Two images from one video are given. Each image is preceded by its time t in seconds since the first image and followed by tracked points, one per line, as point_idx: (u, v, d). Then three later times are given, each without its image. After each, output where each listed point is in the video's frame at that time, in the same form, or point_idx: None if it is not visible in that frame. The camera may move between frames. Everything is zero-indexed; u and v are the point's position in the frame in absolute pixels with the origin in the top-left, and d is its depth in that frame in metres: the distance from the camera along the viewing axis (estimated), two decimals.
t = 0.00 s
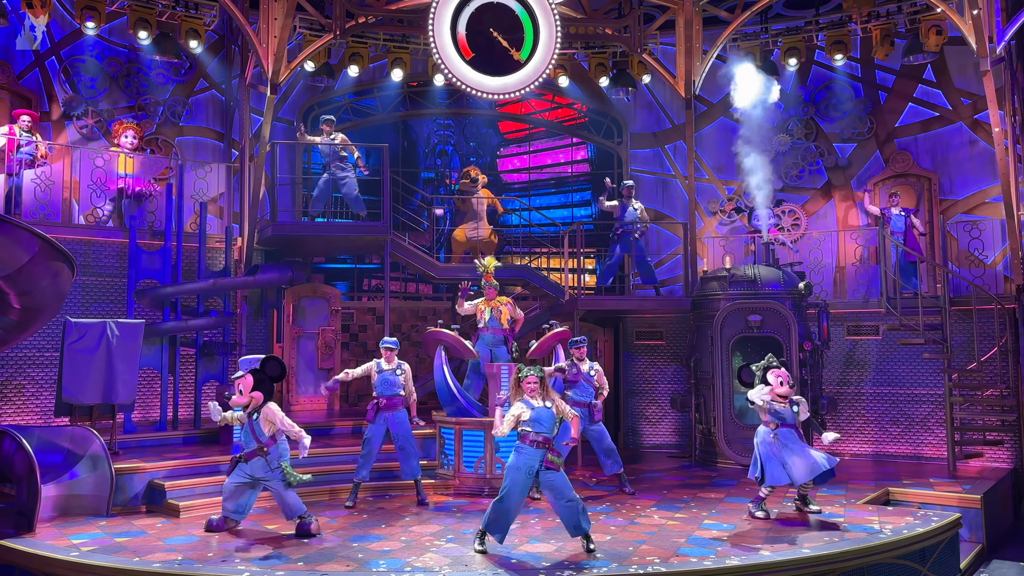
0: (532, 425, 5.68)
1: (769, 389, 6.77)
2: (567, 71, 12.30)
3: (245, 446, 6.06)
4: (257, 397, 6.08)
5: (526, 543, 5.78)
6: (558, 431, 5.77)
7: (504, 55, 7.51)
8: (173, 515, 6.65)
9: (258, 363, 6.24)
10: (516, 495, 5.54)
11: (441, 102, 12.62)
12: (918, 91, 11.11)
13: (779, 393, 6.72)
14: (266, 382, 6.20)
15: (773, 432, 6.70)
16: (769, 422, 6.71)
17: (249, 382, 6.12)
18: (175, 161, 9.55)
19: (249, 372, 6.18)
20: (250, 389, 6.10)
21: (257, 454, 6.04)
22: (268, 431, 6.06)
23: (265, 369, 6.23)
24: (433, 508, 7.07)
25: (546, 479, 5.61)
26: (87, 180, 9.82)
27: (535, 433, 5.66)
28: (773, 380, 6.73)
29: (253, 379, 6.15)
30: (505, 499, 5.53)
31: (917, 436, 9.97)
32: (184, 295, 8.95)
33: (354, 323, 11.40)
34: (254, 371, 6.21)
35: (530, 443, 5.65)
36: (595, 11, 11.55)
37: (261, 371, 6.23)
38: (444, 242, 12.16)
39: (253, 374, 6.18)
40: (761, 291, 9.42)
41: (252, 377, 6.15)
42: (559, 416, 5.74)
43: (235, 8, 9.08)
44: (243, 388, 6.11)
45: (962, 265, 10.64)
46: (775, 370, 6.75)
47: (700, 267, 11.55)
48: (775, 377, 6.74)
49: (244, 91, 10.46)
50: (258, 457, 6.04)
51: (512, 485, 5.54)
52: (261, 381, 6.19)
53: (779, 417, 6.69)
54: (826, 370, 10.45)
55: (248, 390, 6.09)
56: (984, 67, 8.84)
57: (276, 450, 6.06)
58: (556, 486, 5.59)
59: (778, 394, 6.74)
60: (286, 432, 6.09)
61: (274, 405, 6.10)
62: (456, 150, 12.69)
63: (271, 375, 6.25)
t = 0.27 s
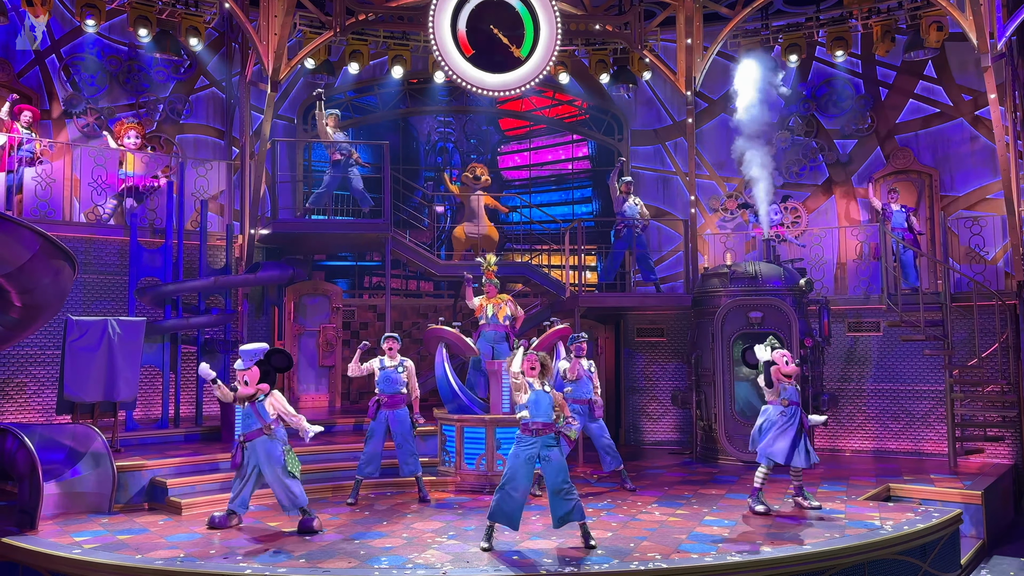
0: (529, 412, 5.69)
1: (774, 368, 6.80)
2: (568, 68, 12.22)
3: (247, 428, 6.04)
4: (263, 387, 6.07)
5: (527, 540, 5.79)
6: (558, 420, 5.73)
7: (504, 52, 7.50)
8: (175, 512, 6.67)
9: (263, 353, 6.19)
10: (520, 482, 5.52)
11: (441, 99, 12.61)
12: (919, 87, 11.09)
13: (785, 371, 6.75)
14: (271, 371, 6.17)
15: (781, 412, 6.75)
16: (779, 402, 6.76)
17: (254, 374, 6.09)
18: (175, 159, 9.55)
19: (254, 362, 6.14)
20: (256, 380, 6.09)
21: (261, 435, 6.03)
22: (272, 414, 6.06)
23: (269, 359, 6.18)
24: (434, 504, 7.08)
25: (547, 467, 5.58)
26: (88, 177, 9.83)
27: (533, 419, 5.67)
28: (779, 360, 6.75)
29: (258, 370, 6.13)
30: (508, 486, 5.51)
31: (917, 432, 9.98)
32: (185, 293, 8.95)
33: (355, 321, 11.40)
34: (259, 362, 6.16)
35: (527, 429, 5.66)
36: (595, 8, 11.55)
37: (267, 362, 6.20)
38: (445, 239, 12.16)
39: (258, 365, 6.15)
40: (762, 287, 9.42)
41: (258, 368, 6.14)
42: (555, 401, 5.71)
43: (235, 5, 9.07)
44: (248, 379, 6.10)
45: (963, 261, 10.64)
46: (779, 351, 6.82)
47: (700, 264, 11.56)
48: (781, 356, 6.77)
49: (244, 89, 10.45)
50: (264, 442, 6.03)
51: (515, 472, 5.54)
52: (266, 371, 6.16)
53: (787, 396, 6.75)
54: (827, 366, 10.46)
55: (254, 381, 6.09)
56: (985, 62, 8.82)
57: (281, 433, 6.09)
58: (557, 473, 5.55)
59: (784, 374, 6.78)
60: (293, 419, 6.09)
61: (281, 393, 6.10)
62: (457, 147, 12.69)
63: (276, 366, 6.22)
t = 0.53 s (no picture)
0: (530, 409, 5.69)
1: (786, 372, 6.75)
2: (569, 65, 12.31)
3: (252, 426, 6.02)
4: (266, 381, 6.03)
5: (528, 536, 5.79)
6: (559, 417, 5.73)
7: (504, 48, 7.49)
8: (176, 510, 6.67)
9: (264, 348, 6.18)
10: (522, 478, 5.53)
11: (441, 96, 12.59)
12: (920, 82, 11.07)
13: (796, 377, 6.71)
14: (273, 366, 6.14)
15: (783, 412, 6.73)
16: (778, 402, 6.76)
17: (255, 369, 6.07)
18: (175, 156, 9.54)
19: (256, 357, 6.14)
20: (258, 374, 6.05)
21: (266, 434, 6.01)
22: (278, 411, 6.05)
23: (271, 353, 6.16)
24: (436, 501, 7.08)
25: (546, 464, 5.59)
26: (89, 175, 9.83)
27: (533, 417, 5.66)
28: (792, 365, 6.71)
29: (259, 365, 6.11)
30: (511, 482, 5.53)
31: (918, 428, 9.98)
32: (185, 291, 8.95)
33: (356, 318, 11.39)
34: (260, 357, 6.16)
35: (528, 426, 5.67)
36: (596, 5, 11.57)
37: (267, 356, 6.17)
38: (445, 236, 12.16)
39: (259, 360, 6.13)
40: (763, 284, 9.41)
41: (259, 362, 6.11)
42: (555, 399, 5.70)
43: (235, 3, 9.06)
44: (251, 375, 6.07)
45: (964, 257, 10.63)
46: (790, 353, 6.77)
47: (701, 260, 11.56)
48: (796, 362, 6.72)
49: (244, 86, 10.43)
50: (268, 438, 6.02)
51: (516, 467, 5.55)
52: (268, 365, 6.13)
53: (788, 397, 6.75)
54: (828, 362, 10.46)
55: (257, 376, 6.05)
56: (985, 58, 8.80)
57: (285, 431, 6.07)
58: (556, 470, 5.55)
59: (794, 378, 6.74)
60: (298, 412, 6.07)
61: (284, 386, 6.06)
62: (457, 144, 12.67)
63: (277, 360, 6.18)
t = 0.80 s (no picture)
0: (533, 410, 5.65)
1: (783, 369, 6.75)
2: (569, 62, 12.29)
3: (246, 437, 6.02)
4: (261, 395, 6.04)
5: (530, 533, 5.80)
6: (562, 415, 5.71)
7: (504, 46, 7.49)
8: (179, 508, 6.68)
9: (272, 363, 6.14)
10: (530, 479, 5.51)
11: (441, 94, 12.57)
12: (921, 78, 11.06)
13: (793, 375, 6.70)
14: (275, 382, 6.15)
15: (785, 412, 6.69)
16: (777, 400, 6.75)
17: (256, 381, 6.05)
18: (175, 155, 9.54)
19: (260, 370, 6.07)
20: (258, 387, 6.05)
21: (261, 444, 6.01)
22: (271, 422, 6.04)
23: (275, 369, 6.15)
24: (438, 499, 7.09)
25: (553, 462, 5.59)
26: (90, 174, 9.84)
27: (537, 417, 5.63)
28: (790, 363, 6.71)
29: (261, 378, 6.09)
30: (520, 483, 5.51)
31: (919, 424, 9.99)
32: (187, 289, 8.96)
33: (357, 316, 11.39)
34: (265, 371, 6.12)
35: (532, 426, 5.63)
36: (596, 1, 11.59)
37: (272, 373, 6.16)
38: (446, 234, 12.17)
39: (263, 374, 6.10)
40: (764, 280, 9.40)
41: (263, 376, 6.11)
42: (559, 399, 5.67)
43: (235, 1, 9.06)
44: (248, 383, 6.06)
45: (965, 253, 10.63)
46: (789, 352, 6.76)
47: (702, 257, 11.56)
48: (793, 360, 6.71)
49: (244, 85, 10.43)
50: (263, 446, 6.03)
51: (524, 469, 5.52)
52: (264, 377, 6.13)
53: (787, 397, 6.75)
54: (828, 359, 10.46)
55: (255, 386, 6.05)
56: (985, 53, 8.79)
57: (279, 440, 6.07)
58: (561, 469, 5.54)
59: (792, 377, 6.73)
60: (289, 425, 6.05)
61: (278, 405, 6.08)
62: (457, 141, 12.67)
63: (280, 378, 6.19)
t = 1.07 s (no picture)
0: (533, 417, 5.58)
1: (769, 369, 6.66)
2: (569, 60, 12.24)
3: (246, 448, 6.03)
4: (229, 404, 6.01)
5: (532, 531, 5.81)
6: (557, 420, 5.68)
7: (504, 44, 7.50)
8: (181, 507, 6.69)
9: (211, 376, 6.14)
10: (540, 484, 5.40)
11: (442, 92, 12.56)
12: (921, 75, 11.06)
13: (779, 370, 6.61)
14: (228, 386, 6.11)
15: (790, 416, 6.56)
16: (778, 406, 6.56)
17: (212, 397, 6.03)
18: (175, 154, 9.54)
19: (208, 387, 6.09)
20: (219, 400, 6.03)
21: (261, 453, 6.04)
22: (262, 427, 6.04)
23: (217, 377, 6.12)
24: (439, 497, 7.10)
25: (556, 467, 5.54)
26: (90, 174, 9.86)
27: (537, 425, 5.57)
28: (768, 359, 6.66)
29: (215, 392, 6.07)
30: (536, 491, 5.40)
31: (921, 421, 9.99)
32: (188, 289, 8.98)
33: (358, 315, 11.41)
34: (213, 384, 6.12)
35: (533, 434, 5.57)
36: None
37: (218, 382, 6.13)
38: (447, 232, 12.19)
39: (213, 388, 6.10)
40: (765, 278, 9.40)
41: (214, 390, 6.09)
42: (558, 406, 5.65)
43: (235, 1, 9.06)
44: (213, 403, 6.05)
45: (966, 250, 10.63)
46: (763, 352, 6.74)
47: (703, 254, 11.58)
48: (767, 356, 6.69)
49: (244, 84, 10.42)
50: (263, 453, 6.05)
51: (541, 477, 5.41)
52: (226, 387, 6.10)
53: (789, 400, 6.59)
54: (830, 356, 10.46)
55: (218, 401, 6.03)
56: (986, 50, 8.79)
57: (277, 442, 6.11)
58: (566, 471, 5.52)
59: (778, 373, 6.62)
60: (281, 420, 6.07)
61: (257, 403, 6.04)
62: (457, 140, 12.68)
63: (229, 379, 6.14)
